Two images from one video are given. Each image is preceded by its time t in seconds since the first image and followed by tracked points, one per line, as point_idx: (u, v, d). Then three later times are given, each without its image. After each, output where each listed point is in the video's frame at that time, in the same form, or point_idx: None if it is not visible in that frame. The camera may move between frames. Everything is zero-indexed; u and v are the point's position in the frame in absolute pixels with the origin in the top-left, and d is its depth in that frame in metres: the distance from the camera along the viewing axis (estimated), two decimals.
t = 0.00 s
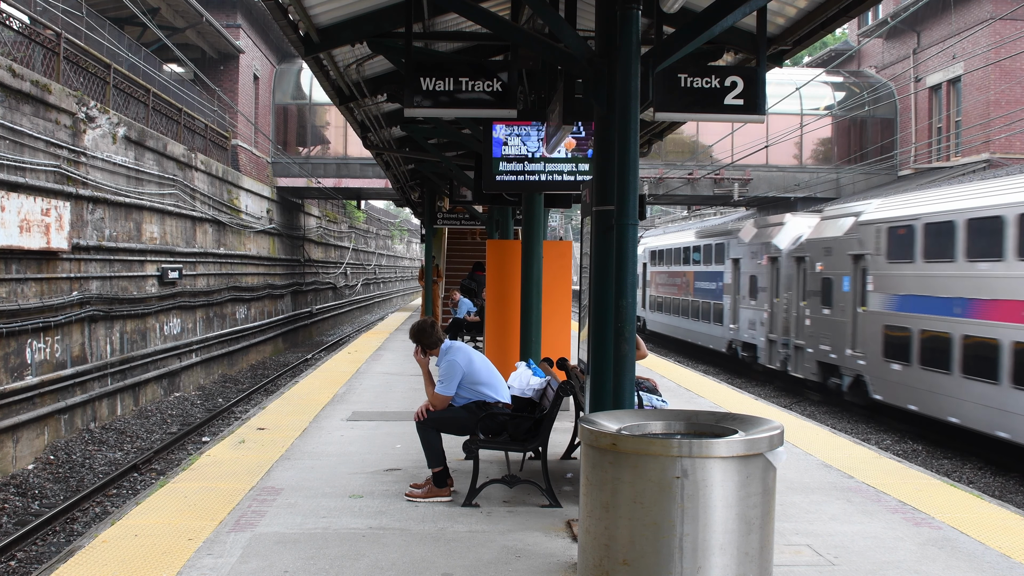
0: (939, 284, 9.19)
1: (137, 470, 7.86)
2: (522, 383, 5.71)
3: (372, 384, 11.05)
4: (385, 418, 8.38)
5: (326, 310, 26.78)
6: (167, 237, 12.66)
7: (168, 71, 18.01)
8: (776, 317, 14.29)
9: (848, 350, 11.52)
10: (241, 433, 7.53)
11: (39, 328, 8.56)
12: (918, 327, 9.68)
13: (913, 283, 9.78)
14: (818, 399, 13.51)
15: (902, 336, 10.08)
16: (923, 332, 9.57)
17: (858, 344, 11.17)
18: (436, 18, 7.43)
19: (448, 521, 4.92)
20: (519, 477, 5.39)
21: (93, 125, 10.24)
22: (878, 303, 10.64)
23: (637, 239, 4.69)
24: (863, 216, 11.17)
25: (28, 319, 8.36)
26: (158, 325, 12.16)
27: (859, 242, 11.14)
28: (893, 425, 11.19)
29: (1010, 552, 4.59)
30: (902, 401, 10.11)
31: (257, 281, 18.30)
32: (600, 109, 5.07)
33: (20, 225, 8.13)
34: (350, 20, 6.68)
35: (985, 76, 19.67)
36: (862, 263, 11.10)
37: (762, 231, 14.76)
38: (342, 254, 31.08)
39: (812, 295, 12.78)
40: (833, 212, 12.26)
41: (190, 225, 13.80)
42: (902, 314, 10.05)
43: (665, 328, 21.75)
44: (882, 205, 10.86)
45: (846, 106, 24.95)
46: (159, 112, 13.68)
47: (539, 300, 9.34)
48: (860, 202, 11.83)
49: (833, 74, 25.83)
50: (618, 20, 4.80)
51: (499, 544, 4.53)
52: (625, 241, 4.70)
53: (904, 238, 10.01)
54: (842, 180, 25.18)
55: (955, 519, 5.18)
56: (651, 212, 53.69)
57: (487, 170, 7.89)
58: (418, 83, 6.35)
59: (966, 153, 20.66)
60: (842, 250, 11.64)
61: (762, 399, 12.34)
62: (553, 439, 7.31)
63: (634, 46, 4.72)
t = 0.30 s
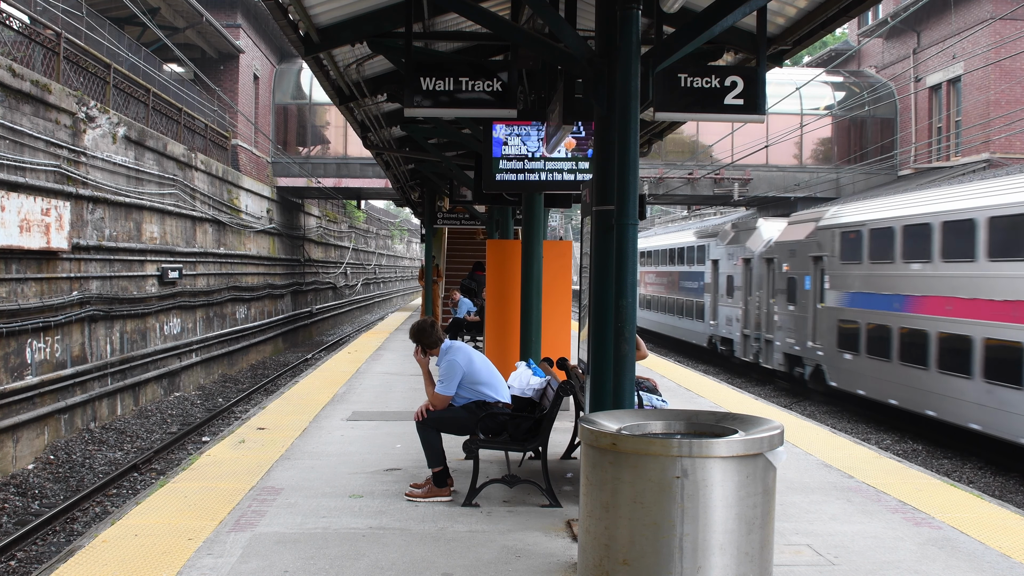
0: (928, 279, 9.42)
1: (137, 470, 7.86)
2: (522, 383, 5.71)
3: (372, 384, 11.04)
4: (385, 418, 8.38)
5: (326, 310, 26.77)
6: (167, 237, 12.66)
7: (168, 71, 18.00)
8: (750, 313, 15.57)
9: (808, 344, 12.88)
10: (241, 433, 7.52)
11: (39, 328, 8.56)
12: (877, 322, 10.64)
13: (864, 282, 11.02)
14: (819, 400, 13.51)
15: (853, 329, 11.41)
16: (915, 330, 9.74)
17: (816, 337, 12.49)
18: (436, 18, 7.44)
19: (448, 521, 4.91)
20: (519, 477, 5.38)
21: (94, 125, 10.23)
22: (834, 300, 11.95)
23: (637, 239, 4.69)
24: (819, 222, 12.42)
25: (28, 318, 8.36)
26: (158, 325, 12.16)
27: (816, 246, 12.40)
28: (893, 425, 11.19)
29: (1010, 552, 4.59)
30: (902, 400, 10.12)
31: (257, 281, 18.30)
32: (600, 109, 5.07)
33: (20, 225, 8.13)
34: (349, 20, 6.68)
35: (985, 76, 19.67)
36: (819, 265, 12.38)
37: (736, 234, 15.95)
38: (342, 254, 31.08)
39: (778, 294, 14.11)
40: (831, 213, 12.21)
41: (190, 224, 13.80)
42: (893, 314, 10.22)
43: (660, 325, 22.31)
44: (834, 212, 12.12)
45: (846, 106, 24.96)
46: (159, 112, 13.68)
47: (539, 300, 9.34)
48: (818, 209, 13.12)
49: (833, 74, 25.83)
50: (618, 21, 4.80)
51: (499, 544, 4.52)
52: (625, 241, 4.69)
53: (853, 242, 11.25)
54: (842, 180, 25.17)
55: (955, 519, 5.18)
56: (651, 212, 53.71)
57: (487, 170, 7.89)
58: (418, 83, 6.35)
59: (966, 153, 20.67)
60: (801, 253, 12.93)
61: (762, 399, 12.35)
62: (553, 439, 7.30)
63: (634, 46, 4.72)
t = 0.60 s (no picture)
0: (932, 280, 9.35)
1: (137, 470, 7.86)
2: (522, 383, 5.71)
3: (372, 384, 11.04)
4: (385, 418, 8.38)
5: (326, 310, 26.77)
6: (167, 237, 12.66)
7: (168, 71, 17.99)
8: (730, 311, 16.76)
9: (779, 337, 14.11)
10: (241, 433, 7.52)
11: (39, 328, 8.56)
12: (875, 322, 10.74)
13: (828, 279, 12.10)
14: (819, 400, 13.51)
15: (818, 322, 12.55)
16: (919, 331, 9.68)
17: (786, 331, 13.66)
18: (436, 18, 7.44)
19: (448, 521, 4.91)
20: (519, 477, 5.38)
21: (93, 125, 10.23)
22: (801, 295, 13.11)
23: (637, 239, 4.69)
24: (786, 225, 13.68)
25: (28, 318, 8.35)
26: (158, 325, 12.16)
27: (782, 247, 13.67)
28: (892, 425, 11.20)
29: (1010, 551, 4.59)
30: (902, 400, 10.13)
31: (257, 281, 18.30)
32: (600, 109, 5.07)
33: (20, 224, 8.12)
34: (349, 20, 6.68)
35: (985, 76, 19.67)
36: (788, 264, 13.59)
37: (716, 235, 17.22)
38: (342, 254, 31.08)
39: (753, 291, 15.36)
40: (830, 214, 12.19)
41: (190, 224, 13.80)
42: (898, 314, 10.12)
43: (660, 325, 22.28)
44: (800, 216, 13.35)
45: (846, 106, 24.96)
46: (159, 112, 13.68)
47: (539, 301, 9.34)
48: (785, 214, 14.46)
49: (833, 74, 25.84)
50: (618, 20, 4.80)
51: (499, 544, 4.52)
52: (625, 241, 4.69)
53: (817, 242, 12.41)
54: (842, 180, 25.16)
55: (955, 519, 5.17)
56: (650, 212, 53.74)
57: (487, 170, 7.89)
58: (418, 83, 6.35)
59: (966, 153, 20.67)
60: (771, 253, 14.18)
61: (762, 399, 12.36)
62: (553, 439, 7.30)
63: (634, 46, 4.72)
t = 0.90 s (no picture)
0: (931, 279, 9.40)
1: (137, 470, 7.86)
2: (522, 383, 5.71)
3: (372, 384, 11.04)
4: (385, 418, 8.38)
5: (326, 310, 26.77)
6: (167, 237, 12.66)
7: (168, 71, 17.99)
8: (710, 308, 17.83)
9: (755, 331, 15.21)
10: (241, 433, 7.52)
11: (39, 328, 8.56)
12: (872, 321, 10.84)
13: (803, 278, 12.94)
14: (819, 400, 13.51)
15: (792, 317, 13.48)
16: (915, 331, 9.75)
17: (762, 325, 14.68)
18: (436, 18, 7.44)
19: (448, 521, 4.91)
20: (519, 477, 5.38)
21: (94, 125, 10.24)
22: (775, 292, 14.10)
23: (637, 239, 4.69)
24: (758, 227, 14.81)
25: (28, 318, 8.36)
26: (158, 325, 12.16)
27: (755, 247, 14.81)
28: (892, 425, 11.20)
29: (1010, 551, 4.59)
30: (902, 400, 10.13)
31: (257, 281, 18.30)
32: (600, 109, 5.07)
33: (20, 224, 8.13)
34: (349, 20, 6.68)
35: (985, 76, 19.67)
36: (761, 264, 14.67)
37: (700, 236, 18.27)
38: (342, 254, 31.09)
39: (731, 289, 16.49)
40: (830, 214, 12.21)
41: (190, 224, 13.80)
42: (899, 313, 10.13)
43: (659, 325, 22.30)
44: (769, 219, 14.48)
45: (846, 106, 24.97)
46: (159, 112, 13.68)
47: (539, 301, 9.34)
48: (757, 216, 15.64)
49: (833, 74, 25.85)
50: (618, 20, 4.81)
51: (499, 543, 4.52)
52: (625, 241, 4.69)
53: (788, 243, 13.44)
54: (842, 180, 25.16)
55: (955, 519, 5.17)
56: (650, 212, 53.77)
57: (487, 170, 7.90)
58: (418, 83, 6.35)
59: (966, 153, 20.68)
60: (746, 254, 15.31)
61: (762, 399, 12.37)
62: (553, 439, 7.30)
63: (634, 46, 4.72)
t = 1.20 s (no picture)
0: (883, 279, 10.49)
1: (137, 470, 7.86)
2: (522, 383, 5.71)
3: (372, 384, 11.04)
4: (385, 418, 8.38)
5: (326, 310, 26.77)
6: (167, 237, 12.66)
7: (168, 71, 17.99)
8: (696, 305, 18.85)
9: (734, 327, 16.28)
10: (241, 433, 7.52)
11: (39, 328, 8.56)
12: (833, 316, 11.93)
13: (773, 276, 14.07)
14: (818, 400, 13.52)
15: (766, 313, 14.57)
16: (869, 325, 10.89)
17: (739, 321, 15.74)
18: (436, 18, 7.44)
19: (448, 521, 4.91)
20: (519, 477, 5.38)
21: (93, 125, 10.23)
22: (750, 289, 15.20)
23: (637, 239, 4.68)
24: (737, 229, 15.93)
25: (28, 318, 8.35)
26: (158, 325, 12.16)
27: (733, 248, 15.94)
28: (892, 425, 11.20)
29: (1010, 551, 4.59)
30: (902, 400, 10.13)
31: (257, 281, 18.30)
32: (600, 109, 5.07)
33: (20, 225, 8.13)
34: (349, 20, 6.68)
35: (985, 76, 19.66)
36: (739, 264, 15.73)
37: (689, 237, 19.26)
38: (342, 254, 31.09)
39: (713, 288, 17.55)
40: (830, 214, 12.21)
41: (190, 224, 13.80)
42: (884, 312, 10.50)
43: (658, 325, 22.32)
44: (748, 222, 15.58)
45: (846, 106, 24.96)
46: (159, 112, 13.68)
47: (539, 301, 9.34)
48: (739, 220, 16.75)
49: (833, 74, 25.83)
50: (617, 20, 4.80)
51: (499, 544, 4.52)
52: (625, 241, 4.69)
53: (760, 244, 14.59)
54: (843, 180, 25.16)
55: (955, 519, 5.17)
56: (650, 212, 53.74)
57: (488, 170, 7.90)
58: (418, 83, 6.35)
59: (966, 153, 20.68)
60: (725, 254, 16.44)
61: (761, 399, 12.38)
62: (553, 439, 7.31)
63: (633, 46, 4.72)
